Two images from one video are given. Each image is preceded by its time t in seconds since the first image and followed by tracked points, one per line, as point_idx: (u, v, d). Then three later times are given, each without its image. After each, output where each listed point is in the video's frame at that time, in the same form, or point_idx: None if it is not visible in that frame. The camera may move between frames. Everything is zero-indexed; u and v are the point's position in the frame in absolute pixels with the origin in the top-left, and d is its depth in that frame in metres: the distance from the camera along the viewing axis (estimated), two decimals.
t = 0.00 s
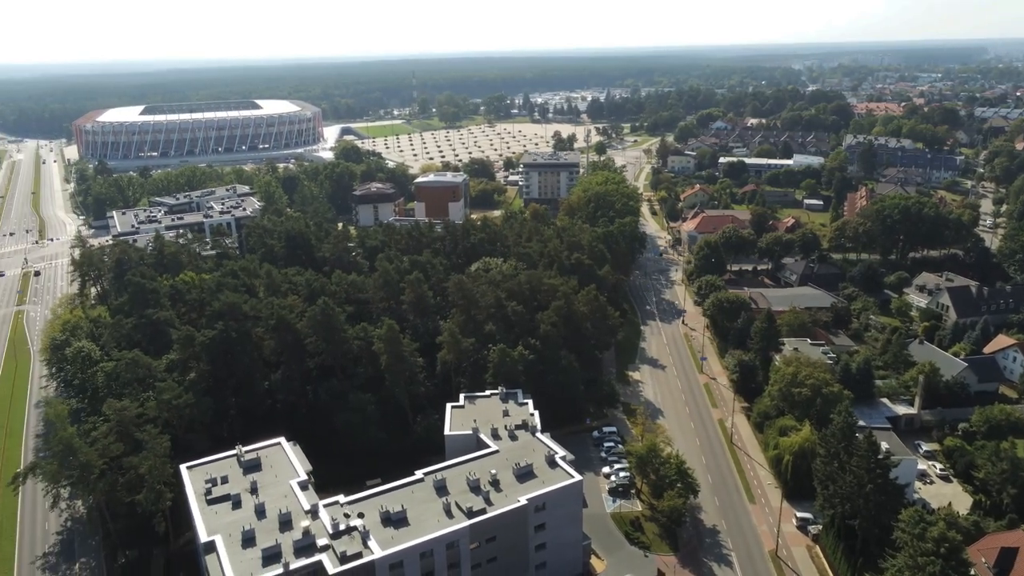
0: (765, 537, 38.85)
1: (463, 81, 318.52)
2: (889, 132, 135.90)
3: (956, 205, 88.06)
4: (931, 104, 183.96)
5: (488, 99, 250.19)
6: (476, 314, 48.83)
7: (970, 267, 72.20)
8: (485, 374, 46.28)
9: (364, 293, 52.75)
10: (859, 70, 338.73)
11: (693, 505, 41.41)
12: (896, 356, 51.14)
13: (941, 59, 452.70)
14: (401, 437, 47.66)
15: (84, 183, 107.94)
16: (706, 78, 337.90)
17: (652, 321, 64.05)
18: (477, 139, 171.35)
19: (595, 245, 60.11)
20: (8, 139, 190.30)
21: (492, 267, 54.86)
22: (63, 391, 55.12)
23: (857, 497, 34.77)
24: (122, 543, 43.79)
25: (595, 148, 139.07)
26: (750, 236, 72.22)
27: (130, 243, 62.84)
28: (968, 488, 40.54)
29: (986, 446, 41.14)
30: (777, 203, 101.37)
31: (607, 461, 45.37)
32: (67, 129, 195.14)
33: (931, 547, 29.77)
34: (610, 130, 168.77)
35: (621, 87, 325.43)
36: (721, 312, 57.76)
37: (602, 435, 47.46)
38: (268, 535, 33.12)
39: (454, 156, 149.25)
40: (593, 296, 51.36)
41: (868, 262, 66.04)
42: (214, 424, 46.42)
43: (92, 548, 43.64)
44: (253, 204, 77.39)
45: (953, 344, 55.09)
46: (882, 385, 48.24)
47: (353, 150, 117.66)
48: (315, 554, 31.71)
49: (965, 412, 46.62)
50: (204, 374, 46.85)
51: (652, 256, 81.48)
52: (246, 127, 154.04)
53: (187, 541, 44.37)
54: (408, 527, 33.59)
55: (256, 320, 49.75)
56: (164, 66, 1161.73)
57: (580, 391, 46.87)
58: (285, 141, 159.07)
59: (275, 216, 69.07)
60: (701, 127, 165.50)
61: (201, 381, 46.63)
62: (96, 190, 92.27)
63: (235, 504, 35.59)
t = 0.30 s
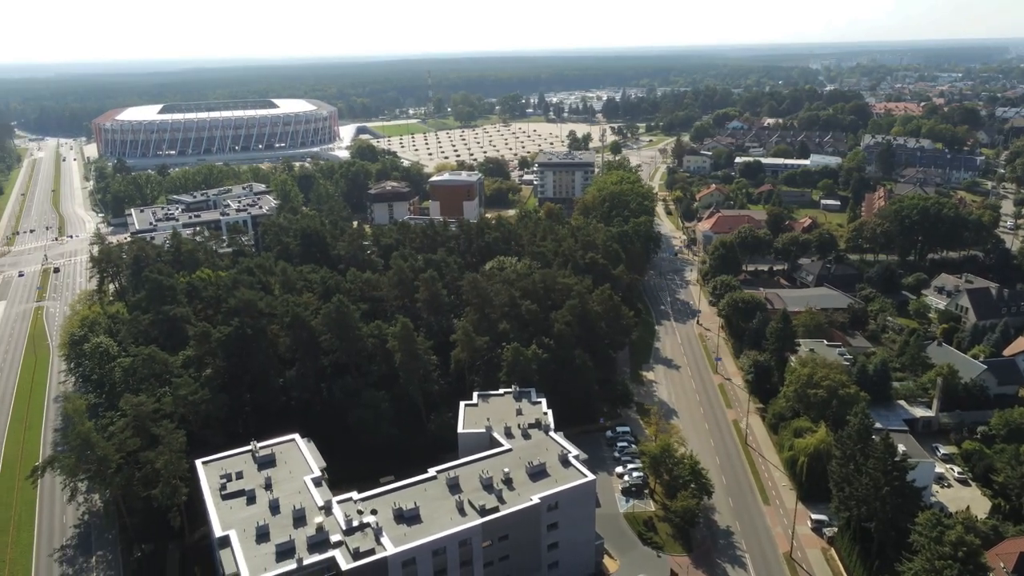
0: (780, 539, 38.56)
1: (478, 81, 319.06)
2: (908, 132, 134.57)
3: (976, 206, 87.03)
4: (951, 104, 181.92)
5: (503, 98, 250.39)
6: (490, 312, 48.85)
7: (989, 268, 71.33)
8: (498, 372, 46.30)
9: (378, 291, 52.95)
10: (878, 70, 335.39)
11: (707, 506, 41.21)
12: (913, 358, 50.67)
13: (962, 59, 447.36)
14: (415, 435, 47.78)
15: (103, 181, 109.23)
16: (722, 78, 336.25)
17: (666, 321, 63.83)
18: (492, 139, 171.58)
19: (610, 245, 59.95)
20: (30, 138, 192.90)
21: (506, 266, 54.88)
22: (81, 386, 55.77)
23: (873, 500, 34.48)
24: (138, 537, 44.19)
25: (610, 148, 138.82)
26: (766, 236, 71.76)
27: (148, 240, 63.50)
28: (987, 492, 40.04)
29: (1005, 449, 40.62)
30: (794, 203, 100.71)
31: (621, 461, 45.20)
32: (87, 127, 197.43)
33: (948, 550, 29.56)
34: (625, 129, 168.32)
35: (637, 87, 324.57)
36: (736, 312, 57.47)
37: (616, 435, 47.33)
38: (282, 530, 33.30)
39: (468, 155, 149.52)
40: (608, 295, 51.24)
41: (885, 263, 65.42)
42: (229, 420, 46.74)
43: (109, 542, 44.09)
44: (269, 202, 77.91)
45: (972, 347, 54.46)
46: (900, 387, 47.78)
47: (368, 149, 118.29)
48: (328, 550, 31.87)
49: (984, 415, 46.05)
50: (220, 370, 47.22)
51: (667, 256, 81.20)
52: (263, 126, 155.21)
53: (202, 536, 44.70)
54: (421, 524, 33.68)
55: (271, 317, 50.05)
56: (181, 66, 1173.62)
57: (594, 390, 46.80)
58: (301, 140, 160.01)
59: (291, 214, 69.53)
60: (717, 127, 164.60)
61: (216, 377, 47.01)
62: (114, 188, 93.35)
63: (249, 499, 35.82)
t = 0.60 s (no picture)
0: (794, 541, 38.28)
1: (493, 81, 319.42)
2: (928, 132, 133.22)
3: (996, 207, 85.97)
4: (972, 104, 179.82)
5: (518, 98, 250.49)
6: (505, 311, 48.86)
7: (1010, 270, 70.47)
8: (512, 371, 46.34)
9: (393, 289, 53.11)
10: (898, 70, 332.05)
11: (721, 507, 40.99)
12: (932, 361, 50.16)
13: (983, 59, 441.72)
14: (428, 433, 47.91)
15: (122, 179, 110.50)
16: (739, 78, 334.31)
17: (681, 321, 63.59)
18: (507, 138, 171.70)
19: (625, 244, 59.77)
20: (51, 136, 195.77)
21: (520, 265, 54.87)
22: (99, 381, 56.40)
23: (889, 503, 34.16)
24: (155, 531, 44.60)
25: (626, 148, 138.50)
26: (783, 236, 71.26)
27: (166, 237, 64.10)
28: (1006, 496, 39.57)
29: None
30: (811, 204, 100.01)
31: (634, 461, 45.06)
32: (106, 126, 199.54)
33: (966, 554, 29.24)
34: (641, 129, 167.81)
35: (653, 86, 323.43)
36: (752, 313, 57.14)
37: (629, 435, 47.18)
38: (296, 526, 33.50)
39: (483, 154, 149.70)
40: (622, 295, 51.07)
41: (904, 265, 64.83)
42: (244, 416, 47.06)
43: (126, 536, 44.52)
44: (285, 200, 78.41)
45: (992, 349, 53.81)
46: (918, 390, 47.30)
47: (384, 148, 118.79)
48: (341, 546, 32.02)
49: (1004, 419, 45.49)
50: (236, 367, 47.54)
51: (682, 256, 80.87)
52: (279, 125, 156.18)
53: (217, 530, 45.04)
54: (434, 521, 33.77)
55: (287, 314, 50.36)
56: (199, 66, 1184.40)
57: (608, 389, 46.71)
58: (318, 139, 160.88)
59: (308, 213, 69.96)
60: (733, 126, 163.60)
61: (232, 373, 47.36)
62: (133, 185, 94.37)
63: (263, 495, 36.06)
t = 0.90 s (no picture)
0: (809, 543, 37.98)
1: (509, 80, 319.83)
2: (948, 132, 131.80)
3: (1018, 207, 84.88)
4: (994, 104, 177.67)
5: (534, 97, 250.57)
6: (519, 310, 48.86)
7: None
8: (526, 370, 46.33)
9: (407, 287, 53.25)
10: (918, 69, 328.50)
11: (735, 509, 40.75)
12: (951, 363, 49.61)
13: (1004, 60, 436.07)
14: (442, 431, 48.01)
15: (140, 177, 111.66)
16: (756, 77, 332.45)
17: (696, 321, 63.34)
18: (523, 137, 171.82)
19: (640, 244, 59.59)
20: (71, 134, 198.29)
21: (535, 264, 54.87)
22: (116, 376, 56.98)
23: (906, 505, 33.78)
24: (170, 525, 44.97)
25: (642, 147, 138.17)
26: (800, 237, 70.74)
27: (183, 234, 64.70)
28: None
29: None
30: (828, 204, 99.23)
31: (648, 461, 44.90)
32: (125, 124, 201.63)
33: (985, 558, 28.87)
34: (657, 129, 167.26)
35: (669, 85, 322.34)
36: (767, 313, 56.80)
37: (643, 434, 47.02)
38: (310, 521, 33.67)
39: (499, 153, 149.96)
40: (637, 294, 50.91)
41: (923, 266, 64.25)
42: (259, 412, 47.36)
43: (142, 529, 44.91)
44: (301, 198, 78.89)
45: (1012, 351, 53.13)
46: (936, 392, 46.77)
47: (400, 146, 119.31)
48: (355, 542, 32.16)
49: None
50: (252, 363, 47.86)
51: (697, 256, 80.55)
52: (296, 124, 157.13)
53: (232, 525, 45.36)
54: (447, 519, 33.82)
55: (302, 311, 50.64)
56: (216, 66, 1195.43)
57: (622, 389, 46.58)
58: (334, 138, 161.75)
59: (323, 211, 70.39)
60: (750, 126, 162.67)
61: (248, 369, 47.67)
62: (152, 183, 95.35)
63: (278, 490, 36.28)
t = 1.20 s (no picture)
0: (824, 545, 37.67)
1: (524, 79, 319.94)
2: (968, 133, 130.36)
3: None
4: (1016, 104, 175.45)
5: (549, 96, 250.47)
6: (533, 308, 48.86)
7: None
8: (540, 369, 46.30)
9: (421, 285, 53.39)
10: (938, 69, 324.70)
11: (750, 510, 40.50)
12: (969, 365, 49.09)
13: None
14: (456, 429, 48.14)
15: (158, 175, 112.77)
16: (773, 76, 330.54)
17: (710, 321, 63.08)
18: (538, 136, 171.79)
19: (654, 243, 59.38)
20: (91, 133, 200.93)
21: (549, 263, 54.84)
22: (134, 372, 57.59)
23: (923, 508, 33.43)
24: (185, 519, 45.34)
25: (657, 147, 137.72)
26: (816, 237, 70.24)
27: (200, 232, 65.26)
28: None
29: None
30: (845, 205, 98.39)
31: (662, 461, 44.72)
32: (144, 123, 203.65)
33: (1003, 562, 28.53)
34: (672, 129, 166.66)
35: (686, 85, 320.91)
36: (783, 314, 56.45)
37: (657, 434, 46.84)
38: (323, 517, 33.85)
39: (514, 152, 150.14)
40: (651, 294, 50.72)
41: (941, 267, 63.61)
42: (273, 409, 47.67)
43: (158, 523, 45.35)
44: (317, 197, 79.33)
45: None
46: (954, 395, 46.26)
47: (415, 145, 119.82)
48: (368, 538, 32.31)
49: None
50: (267, 360, 48.17)
51: (712, 256, 80.21)
52: (312, 123, 158.04)
53: (246, 520, 45.65)
54: (460, 516, 33.88)
55: (317, 308, 50.89)
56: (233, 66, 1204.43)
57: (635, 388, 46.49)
58: (350, 136, 162.50)
59: (339, 209, 70.74)
60: (767, 126, 161.63)
61: (263, 366, 48.00)
62: (170, 181, 96.29)
63: (292, 486, 36.50)
